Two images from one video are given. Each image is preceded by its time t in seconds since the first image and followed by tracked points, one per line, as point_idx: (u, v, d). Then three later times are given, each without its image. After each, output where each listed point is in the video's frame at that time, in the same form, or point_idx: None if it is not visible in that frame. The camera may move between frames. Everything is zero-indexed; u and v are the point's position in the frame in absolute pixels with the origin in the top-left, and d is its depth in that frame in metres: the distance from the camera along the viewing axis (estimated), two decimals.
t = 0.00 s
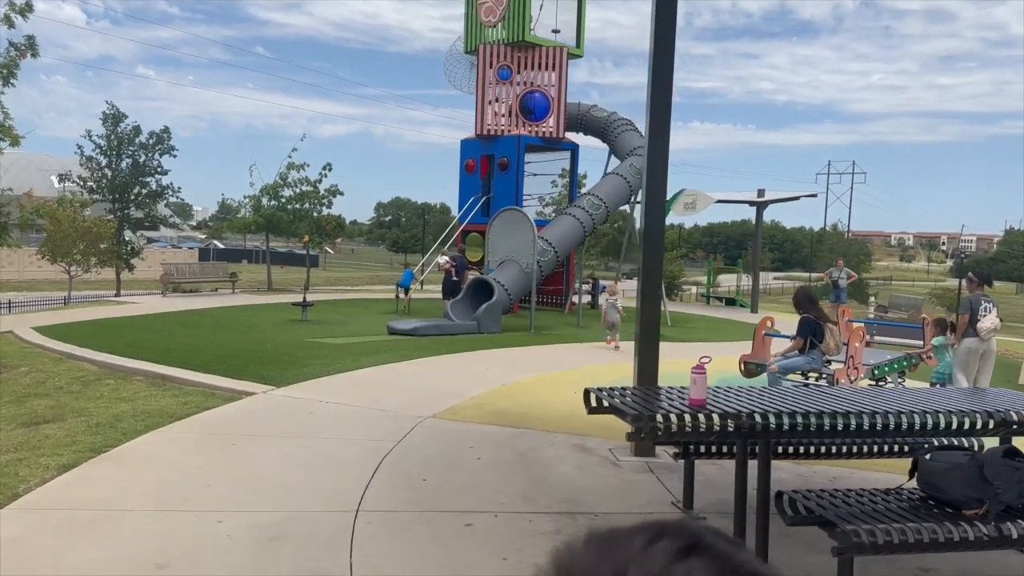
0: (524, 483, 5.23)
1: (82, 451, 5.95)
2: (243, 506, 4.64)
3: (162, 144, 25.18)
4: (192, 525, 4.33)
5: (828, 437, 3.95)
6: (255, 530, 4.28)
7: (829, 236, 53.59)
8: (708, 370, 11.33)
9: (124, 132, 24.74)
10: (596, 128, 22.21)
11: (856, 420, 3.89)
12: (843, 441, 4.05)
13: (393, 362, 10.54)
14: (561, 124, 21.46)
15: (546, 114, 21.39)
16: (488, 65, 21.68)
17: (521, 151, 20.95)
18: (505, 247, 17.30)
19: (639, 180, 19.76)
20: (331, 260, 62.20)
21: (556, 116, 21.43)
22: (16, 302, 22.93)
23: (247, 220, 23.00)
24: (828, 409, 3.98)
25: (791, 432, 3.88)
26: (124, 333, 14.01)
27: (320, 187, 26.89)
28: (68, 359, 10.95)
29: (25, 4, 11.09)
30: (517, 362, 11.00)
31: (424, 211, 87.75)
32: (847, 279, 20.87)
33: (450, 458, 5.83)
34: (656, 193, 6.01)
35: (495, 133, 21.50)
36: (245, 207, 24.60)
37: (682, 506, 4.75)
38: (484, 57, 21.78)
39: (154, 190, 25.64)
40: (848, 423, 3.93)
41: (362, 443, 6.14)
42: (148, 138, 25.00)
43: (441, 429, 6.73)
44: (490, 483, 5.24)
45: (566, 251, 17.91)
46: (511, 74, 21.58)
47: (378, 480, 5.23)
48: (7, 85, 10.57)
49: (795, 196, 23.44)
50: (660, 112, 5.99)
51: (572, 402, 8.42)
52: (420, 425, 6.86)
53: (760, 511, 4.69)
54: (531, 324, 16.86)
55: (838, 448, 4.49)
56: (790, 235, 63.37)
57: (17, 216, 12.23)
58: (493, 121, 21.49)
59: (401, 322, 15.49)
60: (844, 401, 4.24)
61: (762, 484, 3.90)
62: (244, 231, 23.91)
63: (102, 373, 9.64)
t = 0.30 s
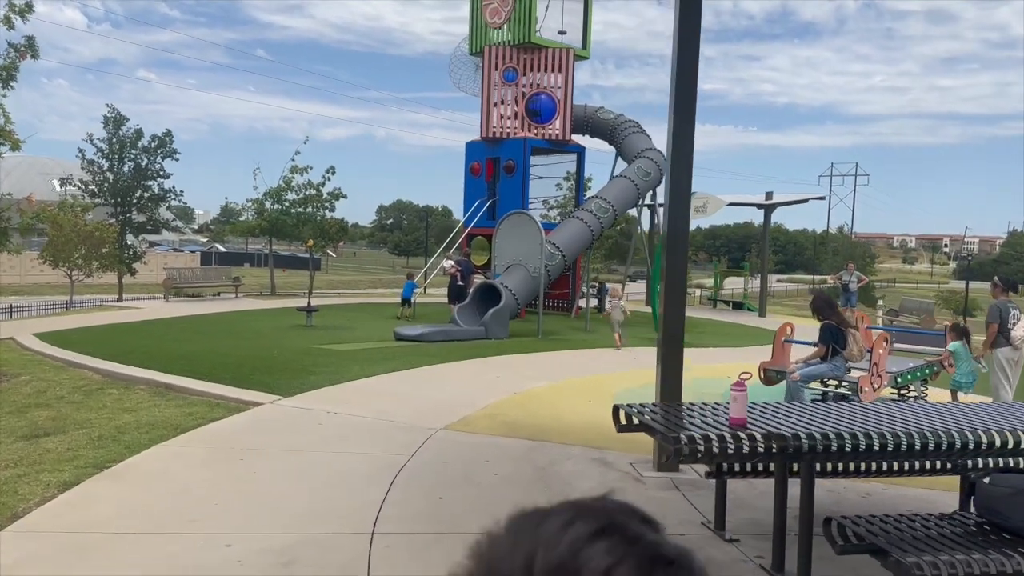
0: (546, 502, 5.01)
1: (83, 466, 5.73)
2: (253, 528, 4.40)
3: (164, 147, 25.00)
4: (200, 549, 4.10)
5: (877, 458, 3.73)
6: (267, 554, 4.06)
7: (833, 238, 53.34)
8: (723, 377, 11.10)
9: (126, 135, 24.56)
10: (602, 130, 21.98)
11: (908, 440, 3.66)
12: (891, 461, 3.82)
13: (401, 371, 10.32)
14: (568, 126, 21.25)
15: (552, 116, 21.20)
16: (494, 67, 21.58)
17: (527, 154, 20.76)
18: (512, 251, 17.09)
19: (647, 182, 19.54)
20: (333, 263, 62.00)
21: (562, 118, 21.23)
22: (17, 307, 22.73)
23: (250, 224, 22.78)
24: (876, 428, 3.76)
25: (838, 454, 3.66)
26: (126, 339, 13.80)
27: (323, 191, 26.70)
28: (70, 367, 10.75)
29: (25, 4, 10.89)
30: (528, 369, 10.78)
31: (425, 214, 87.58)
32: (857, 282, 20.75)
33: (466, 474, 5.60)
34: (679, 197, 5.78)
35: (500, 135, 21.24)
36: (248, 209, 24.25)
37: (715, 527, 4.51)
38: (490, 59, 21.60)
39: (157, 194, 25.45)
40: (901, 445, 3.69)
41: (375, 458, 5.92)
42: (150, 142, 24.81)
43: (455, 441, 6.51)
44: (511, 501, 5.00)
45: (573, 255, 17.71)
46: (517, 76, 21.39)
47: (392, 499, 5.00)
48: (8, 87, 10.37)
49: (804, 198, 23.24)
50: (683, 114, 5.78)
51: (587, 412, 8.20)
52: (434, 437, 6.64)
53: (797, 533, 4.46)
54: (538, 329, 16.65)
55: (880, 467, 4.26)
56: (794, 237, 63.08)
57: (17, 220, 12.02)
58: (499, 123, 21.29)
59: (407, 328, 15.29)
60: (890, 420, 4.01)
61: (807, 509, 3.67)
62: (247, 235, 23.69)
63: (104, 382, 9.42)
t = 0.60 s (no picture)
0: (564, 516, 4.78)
1: (81, 477, 5.51)
2: (258, 546, 4.18)
3: (166, 150, 24.81)
4: (203, 569, 3.87)
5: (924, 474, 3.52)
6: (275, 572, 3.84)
7: (837, 240, 53.11)
8: (735, 381, 10.88)
9: (128, 138, 24.37)
10: (607, 132, 21.76)
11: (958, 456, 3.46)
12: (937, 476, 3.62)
13: (408, 376, 10.10)
14: (573, 128, 21.03)
15: (557, 118, 20.98)
16: (498, 68, 21.35)
17: (532, 156, 20.56)
18: (518, 253, 16.88)
19: (654, 184, 19.32)
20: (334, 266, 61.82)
21: (567, 120, 21.00)
22: (18, 311, 22.52)
23: (253, 227, 22.59)
24: (923, 443, 3.55)
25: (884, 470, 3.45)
26: (128, 343, 13.58)
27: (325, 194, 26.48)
28: (70, 373, 10.53)
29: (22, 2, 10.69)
30: (536, 374, 10.55)
31: (427, 217, 87.42)
32: (867, 285, 20.72)
33: (480, 487, 5.38)
34: (701, 202, 5.55)
35: (505, 137, 21.02)
36: (250, 212, 24.11)
37: (746, 545, 4.29)
38: (494, 60, 21.39)
39: (159, 197, 25.24)
40: (948, 459, 3.49)
41: (385, 469, 5.70)
42: (152, 145, 24.63)
43: (468, 451, 6.30)
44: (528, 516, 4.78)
45: (580, 257, 17.49)
46: (522, 77, 21.19)
47: (404, 514, 4.78)
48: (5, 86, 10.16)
49: (811, 199, 23.03)
50: (705, 116, 5.55)
51: (600, 418, 7.98)
52: (444, 446, 6.42)
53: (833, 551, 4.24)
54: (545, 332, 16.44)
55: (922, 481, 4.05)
56: (797, 240, 62.89)
57: (15, 223, 11.81)
58: (503, 125, 21.07)
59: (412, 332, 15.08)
60: (935, 432, 3.79)
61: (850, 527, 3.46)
62: (249, 238, 23.48)
63: (104, 389, 9.20)
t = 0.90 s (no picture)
0: (578, 535, 4.52)
1: (70, 491, 5.25)
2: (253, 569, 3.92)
3: (166, 151, 24.57)
4: None
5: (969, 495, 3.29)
6: None
7: (841, 241, 52.82)
8: (746, 387, 10.62)
9: (128, 139, 24.14)
10: (612, 132, 21.50)
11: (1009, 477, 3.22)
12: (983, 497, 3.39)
13: (411, 381, 9.85)
14: (577, 128, 20.77)
15: (561, 118, 20.72)
16: (501, 68, 21.07)
17: (536, 158, 20.33)
18: (522, 256, 16.63)
19: (660, 185, 19.06)
20: (335, 268, 61.53)
21: (571, 120, 20.75)
22: (17, 314, 22.29)
23: (254, 229, 22.31)
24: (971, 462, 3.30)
25: (928, 491, 3.21)
26: (126, 347, 13.34)
27: (327, 195, 26.23)
28: (65, 378, 10.30)
29: None
30: (542, 379, 10.29)
31: (428, 218, 87.17)
32: (874, 287, 20.49)
33: (487, 502, 5.12)
34: (721, 207, 5.28)
35: (508, 137, 20.78)
36: (251, 214, 23.87)
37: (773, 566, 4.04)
38: (497, 60, 21.15)
39: (159, 199, 25.00)
40: (995, 479, 3.25)
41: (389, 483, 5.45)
42: (152, 146, 24.39)
43: (474, 462, 6.04)
44: (540, 535, 4.52)
45: (585, 259, 17.24)
46: (525, 77, 20.95)
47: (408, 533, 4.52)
48: None
49: (818, 200, 22.80)
50: (724, 117, 5.27)
51: (609, 426, 7.73)
52: (450, 457, 6.17)
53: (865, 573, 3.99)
54: (550, 336, 16.21)
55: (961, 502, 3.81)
56: (800, 241, 62.61)
57: (10, 224, 11.55)
58: (507, 126, 20.82)
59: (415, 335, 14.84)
60: (977, 450, 3.56)
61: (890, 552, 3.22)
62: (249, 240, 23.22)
63: (99, 395, 8.94)
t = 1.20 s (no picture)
0: (595, 551, 4.27)
1: (62, 500, 5.01)
2: None
3: (167, 150, 24.36)
4: None
5: None
6: None
7: (845, 242, 52.50)
8: (758, 390, 10.37)
9: (129, 138, 23.91)
10: (618, 131, 21.24)
11: None
12: None
13: (415, 384, 9.60)
14: (583, 127, 20.52)
15: (567, 117, 20.49)
16: (506, 66, 20.87)
17: (541, 157, 20.10)
18: (527, 256, 16.39)
19: (667, 185, 18.83)
20: (337, 269, 61.25)
21: (577, 119, 20.52)
22: (17, 314, 22.05)
23: (255, 229, 22.07)
24: None
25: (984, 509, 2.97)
26: (125, 348, 13.10)
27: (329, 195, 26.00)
28: (61, 380, 10.07)
29: None
30: (549, 382, 10.04)
31: (430, 218, 86.82)
32: (883, 288, 20.25)
33: (499, 512, 4.88)
34: (744, 208, 5.01)
35: (513, 136, 20.51)
36: (252, 214, 23.63)
37: None
38: (502, 59, 20.93)
39: (160, 198, 24.77)
40: None
41: (394, 492, 5.20)
42: (152, 145, 24.17)
43: (482, 469, 5.79)
44: (555, 549, 4.28)
45: (591, 260, 16.99)
46: (530, 75, 20.73)
47: (416, 547, 4.28)
48: None
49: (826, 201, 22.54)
50: (747, 114, 5.01)
51: (620, 431, 7.49)
52: (458, 464, 5.93)
53: None
54: (556, 337, 15.97)
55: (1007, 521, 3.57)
56: (803, 243, 62.30)
57: (6, 223, 11.31)
58: (512, 125, 20.59)
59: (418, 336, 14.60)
60: None
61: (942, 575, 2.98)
62: (251, 240, 22.98)
63: (96, 398, 8.71)
